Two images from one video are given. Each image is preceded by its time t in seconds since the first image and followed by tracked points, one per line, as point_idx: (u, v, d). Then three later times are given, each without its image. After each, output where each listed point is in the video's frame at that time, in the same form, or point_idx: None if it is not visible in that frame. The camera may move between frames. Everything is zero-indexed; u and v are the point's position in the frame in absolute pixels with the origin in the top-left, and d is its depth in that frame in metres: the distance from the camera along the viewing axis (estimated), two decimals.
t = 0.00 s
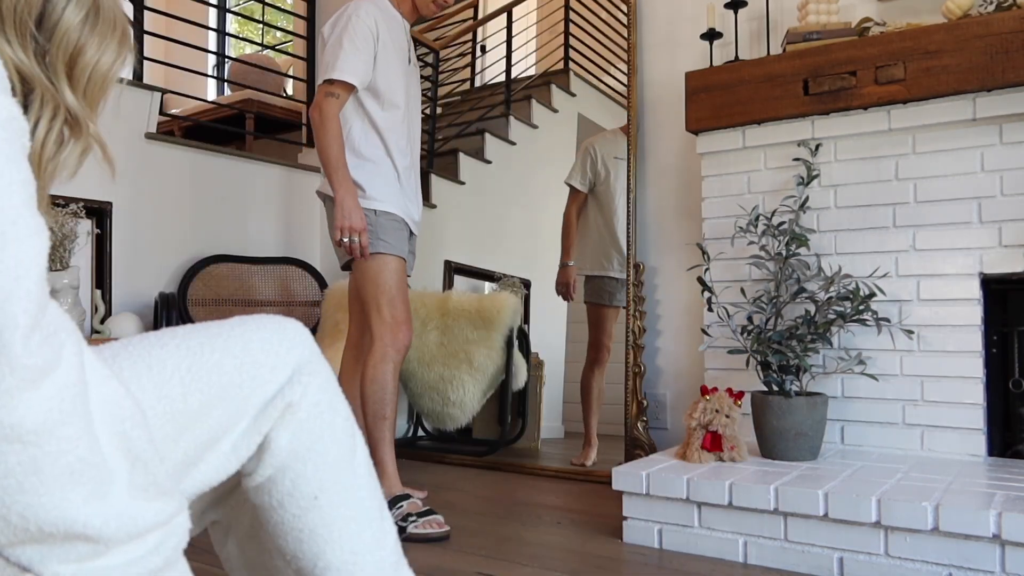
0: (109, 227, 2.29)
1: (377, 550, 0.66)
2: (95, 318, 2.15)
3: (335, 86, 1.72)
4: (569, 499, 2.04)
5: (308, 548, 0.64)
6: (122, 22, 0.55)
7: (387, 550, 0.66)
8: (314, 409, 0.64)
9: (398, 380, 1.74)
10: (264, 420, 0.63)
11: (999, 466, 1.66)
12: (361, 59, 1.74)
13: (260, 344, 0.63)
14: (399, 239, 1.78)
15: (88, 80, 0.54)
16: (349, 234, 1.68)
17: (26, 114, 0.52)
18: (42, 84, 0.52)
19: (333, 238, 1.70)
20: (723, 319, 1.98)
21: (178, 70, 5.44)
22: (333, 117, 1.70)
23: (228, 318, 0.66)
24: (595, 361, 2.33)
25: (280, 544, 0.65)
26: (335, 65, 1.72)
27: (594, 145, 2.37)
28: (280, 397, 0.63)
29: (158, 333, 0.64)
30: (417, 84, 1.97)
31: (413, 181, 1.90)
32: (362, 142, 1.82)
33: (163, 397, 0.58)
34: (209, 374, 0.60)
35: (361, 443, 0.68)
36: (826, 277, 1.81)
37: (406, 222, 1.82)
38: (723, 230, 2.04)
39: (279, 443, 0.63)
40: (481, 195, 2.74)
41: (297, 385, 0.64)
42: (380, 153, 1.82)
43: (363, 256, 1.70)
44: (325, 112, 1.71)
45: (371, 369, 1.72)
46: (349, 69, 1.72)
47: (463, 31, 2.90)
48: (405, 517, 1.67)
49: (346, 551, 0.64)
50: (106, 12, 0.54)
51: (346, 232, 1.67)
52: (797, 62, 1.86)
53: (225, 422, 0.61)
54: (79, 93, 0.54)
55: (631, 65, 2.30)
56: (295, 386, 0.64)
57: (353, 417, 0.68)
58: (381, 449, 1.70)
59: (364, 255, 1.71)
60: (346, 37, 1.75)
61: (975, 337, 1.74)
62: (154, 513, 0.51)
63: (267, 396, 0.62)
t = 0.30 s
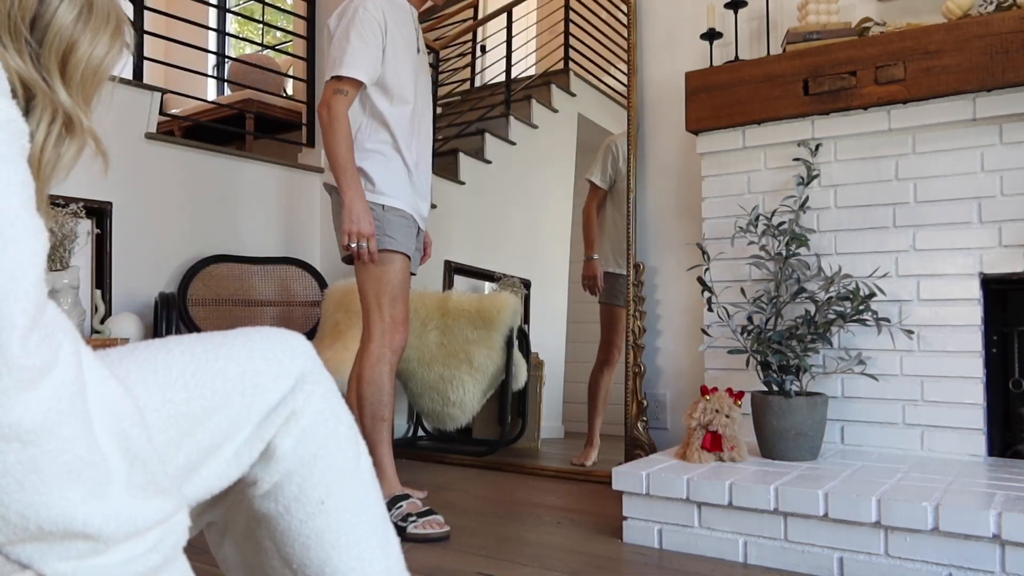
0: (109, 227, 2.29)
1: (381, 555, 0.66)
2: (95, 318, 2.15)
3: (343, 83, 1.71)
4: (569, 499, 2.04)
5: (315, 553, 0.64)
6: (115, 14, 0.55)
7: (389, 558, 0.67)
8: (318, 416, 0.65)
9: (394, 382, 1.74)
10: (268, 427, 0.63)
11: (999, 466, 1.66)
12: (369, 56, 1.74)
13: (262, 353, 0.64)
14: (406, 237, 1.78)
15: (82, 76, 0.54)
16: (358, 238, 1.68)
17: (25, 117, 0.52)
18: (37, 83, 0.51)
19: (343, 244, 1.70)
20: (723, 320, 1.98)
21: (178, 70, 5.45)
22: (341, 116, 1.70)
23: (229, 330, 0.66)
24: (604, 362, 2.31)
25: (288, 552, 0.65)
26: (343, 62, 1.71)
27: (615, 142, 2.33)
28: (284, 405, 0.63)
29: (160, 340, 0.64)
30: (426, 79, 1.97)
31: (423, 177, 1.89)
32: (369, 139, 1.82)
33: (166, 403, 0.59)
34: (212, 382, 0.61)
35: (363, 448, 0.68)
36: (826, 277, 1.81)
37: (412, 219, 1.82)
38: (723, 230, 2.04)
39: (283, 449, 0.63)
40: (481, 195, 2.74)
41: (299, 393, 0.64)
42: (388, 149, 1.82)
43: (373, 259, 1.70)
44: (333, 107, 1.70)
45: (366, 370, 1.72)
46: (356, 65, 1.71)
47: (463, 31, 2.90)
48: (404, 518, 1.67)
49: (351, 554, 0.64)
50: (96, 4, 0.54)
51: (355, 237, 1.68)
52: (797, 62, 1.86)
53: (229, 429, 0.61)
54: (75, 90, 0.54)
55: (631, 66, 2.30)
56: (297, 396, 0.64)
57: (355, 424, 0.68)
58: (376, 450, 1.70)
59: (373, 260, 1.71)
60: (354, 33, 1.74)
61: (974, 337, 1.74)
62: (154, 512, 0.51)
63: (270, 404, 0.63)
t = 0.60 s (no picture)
0: (109, 227, 2.29)
1: (385, 537, 0.66)
2: (95, 318, 2.15)
3: (344, 79, 1.71)
4: (569, 499, 2.04)
5: (318, 538, 0.64)
6: (126, 15, 0.57)
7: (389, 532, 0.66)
8: (314, 403, 0.65)
9: (391, 381, 1.74)
10: (265, 413, 0.64)
11: (999, 466, 1.66)
12: (369, 52, 1.74)
13: (256, 343, 0.64)
14: (400, 240, 1.78)
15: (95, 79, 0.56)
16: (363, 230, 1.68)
17: (42, 124, 0.54)
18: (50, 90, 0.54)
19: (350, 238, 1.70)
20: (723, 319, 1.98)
21: (178, 70, 5.45)
22: (343, 112, 1.70)
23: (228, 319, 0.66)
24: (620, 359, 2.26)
25: (292, 538, 0.66)
26: (344, 57, 1.71)
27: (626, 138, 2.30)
28: (279, 394, 0.64)
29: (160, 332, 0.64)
30: (432, 79, 1.97)
31: (421, 176, 1.88)
32: (367, 138, 1.82)
33: (165, 396, 0.59)
34: (209, 372, 0.61)
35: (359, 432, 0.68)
36: (826, 277, 1.81)
37: (407, 219, 1.82)
38: (723, 230, 2.04)
39: (281, 435, 0.64)
40: (480, 195, 2.74)
41: (294, 381, 0.64)
42: (383, 148, 1.82)
43: (382, 252, 1.69)
44: (332, 104, 1.70)
45: (363, 369, 1.72)
46: (356, 61, 1.71)
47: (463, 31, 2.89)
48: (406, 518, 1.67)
49: (354, 536, 0.64)
50: (106, 7, 0.56)
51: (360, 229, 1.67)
52: (797, 62, 1.86)
53: (222, 420, 0.62)
54: (89, 94, 0.56)
55: (631, 65, 2.31)
56: (292, 382, 0.64)
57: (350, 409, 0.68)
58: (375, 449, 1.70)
59: (382, 253, 1.70)
60: (354, 28, 1.74)
61: (975, 337, 1.74)
62: (161, 517, 0.51)
63: (266, 391, 0.63)
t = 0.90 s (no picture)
0: (109, 227, 2.29)
1: (373, 561, 0.65)
2: (96, 318, 2.15)
3: (335, 80, 1.72)
4: (569, 499, 2.04)
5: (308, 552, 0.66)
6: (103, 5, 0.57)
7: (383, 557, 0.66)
8: (317, 421, 0.65)
9: (389, 379, 1.74)
10: (272, 428, 0.64)
11: (999, 465, 1.66)
12: (365, 56, 1.74)
13: (260, 351, 0.63)
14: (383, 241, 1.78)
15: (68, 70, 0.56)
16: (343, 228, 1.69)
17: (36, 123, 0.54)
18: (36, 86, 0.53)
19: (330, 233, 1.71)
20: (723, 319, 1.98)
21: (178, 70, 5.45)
22: (332, 113, 1.70)
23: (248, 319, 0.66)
24: (615, 359, 2.28)
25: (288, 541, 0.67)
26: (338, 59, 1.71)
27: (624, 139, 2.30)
28: (287, 406, 0.64)
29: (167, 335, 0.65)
30: (439, 92, 1.96)
31: (410, 182, 1.88)
32: (356, 141, 1.83)
33: (171, 403, 0.59)
34: (221, 385, 0.61)
35: (366, 452, 0.67)
36: (826, 277, 1.80)
37: (393, 221, 1.82)
38: (723, 230, 2.04)
39: (285, 442, 0.64)
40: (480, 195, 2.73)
41: (300, 396, 0.64)
42: (369, 151, 1.82)
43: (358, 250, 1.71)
44: (323, 105, 1.71)
45: (361, 368, 1.71)
46: (350, 64, 1.71)
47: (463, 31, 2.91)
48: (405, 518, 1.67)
49: (338, 559, 0.65)
50: None
51: (341, 226, 1.68)
52: (797, 62, 1.86)
53: (232, 430, 0.61)
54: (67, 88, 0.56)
55: (631, 65, 2.30)
56: (301, 395, 0.64)
57: (358, 426, 0.67)
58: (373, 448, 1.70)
59: (359, 249, 1.71)
60: (354, 31, 1.75)
61: (974, 337, 1.74)
62: (173, 513, 0.51)
63: (278, 402, 0.63)
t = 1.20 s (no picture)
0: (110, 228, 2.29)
1: (376, 546, 0.68)
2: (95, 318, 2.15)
3: (340, 82, 1.71)
4: (569, 499, 2.04)
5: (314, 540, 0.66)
6: (214, 65, 0.62)
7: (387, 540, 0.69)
8: (319, 408, 0.66)
9: (391, 376, 1.74)
10: (271, 416, 0.63)
11: (999, 465, 1.66)
12: (367, 56, 1.74)
13: (251, 347, 0.62)
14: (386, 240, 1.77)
15: (184, 123, 0.61)
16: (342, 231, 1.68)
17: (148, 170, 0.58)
18: (157, 143, 0.58)
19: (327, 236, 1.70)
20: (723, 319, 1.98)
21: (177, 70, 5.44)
22: (335, 114, 1.70)
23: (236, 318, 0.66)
24: (615, 358, 2.29)
25: (288, 537, 0.68)
26: (343, 61, 1.71)
27: (615, 139, 2.33)
28: (286, 395, 0.64)
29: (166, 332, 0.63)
30: (435, 91, 1.96)
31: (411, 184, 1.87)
32: (357, 142, 1.83)
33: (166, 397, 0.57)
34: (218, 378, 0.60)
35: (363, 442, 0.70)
36: (826, 277, 1.80)
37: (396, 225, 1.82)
38: (723, 230, 2.04)
39: (286, 435, 0.65)
40: (480, 195, 2.74)
41: (302, 382, 0.65)
42: (371, 154, 1.82)
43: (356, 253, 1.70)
44: (327, 107, 1.70)
45: (362, 364, 1.71)
46: (353, 65, 1.71)
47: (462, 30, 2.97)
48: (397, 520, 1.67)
49: (348, 543, 0.67)
50: (201, 52, 0.61)
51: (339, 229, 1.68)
52: (797, 62, 1.86)
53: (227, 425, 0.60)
54: (180, 142, 0.60)
55: (631, 65, 2.30)
56: (300, 384, 0.65)
57: (355, 421, 0.70)
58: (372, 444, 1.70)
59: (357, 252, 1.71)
60: (356, 33, 1.75)
61: (974, 337, 1.74)
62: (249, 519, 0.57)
63: (273, 394, 0.63)
